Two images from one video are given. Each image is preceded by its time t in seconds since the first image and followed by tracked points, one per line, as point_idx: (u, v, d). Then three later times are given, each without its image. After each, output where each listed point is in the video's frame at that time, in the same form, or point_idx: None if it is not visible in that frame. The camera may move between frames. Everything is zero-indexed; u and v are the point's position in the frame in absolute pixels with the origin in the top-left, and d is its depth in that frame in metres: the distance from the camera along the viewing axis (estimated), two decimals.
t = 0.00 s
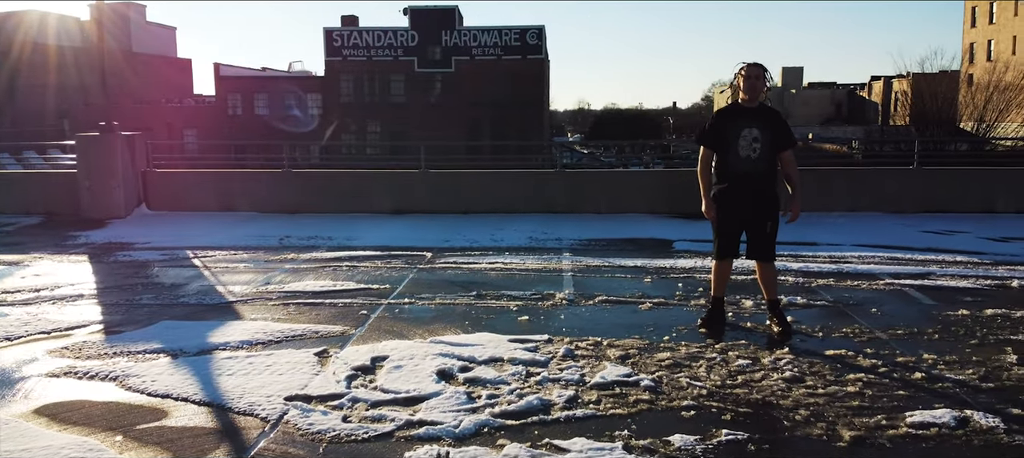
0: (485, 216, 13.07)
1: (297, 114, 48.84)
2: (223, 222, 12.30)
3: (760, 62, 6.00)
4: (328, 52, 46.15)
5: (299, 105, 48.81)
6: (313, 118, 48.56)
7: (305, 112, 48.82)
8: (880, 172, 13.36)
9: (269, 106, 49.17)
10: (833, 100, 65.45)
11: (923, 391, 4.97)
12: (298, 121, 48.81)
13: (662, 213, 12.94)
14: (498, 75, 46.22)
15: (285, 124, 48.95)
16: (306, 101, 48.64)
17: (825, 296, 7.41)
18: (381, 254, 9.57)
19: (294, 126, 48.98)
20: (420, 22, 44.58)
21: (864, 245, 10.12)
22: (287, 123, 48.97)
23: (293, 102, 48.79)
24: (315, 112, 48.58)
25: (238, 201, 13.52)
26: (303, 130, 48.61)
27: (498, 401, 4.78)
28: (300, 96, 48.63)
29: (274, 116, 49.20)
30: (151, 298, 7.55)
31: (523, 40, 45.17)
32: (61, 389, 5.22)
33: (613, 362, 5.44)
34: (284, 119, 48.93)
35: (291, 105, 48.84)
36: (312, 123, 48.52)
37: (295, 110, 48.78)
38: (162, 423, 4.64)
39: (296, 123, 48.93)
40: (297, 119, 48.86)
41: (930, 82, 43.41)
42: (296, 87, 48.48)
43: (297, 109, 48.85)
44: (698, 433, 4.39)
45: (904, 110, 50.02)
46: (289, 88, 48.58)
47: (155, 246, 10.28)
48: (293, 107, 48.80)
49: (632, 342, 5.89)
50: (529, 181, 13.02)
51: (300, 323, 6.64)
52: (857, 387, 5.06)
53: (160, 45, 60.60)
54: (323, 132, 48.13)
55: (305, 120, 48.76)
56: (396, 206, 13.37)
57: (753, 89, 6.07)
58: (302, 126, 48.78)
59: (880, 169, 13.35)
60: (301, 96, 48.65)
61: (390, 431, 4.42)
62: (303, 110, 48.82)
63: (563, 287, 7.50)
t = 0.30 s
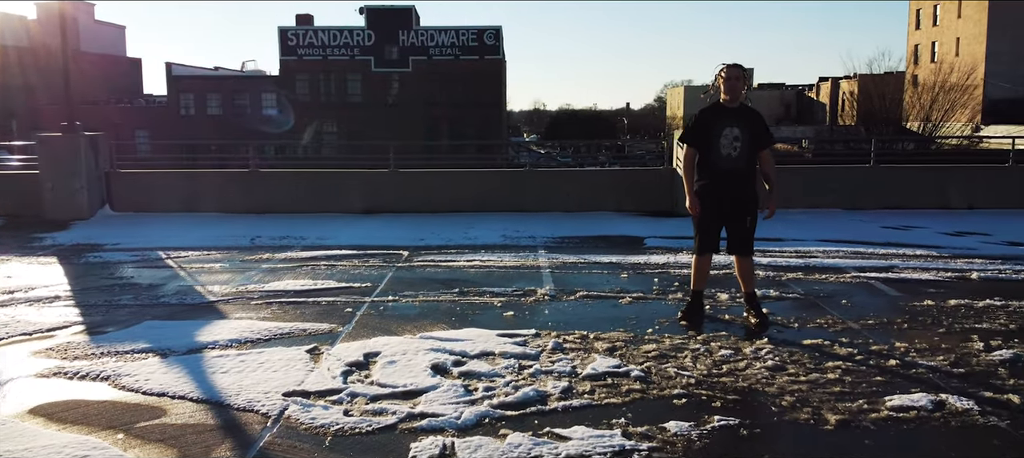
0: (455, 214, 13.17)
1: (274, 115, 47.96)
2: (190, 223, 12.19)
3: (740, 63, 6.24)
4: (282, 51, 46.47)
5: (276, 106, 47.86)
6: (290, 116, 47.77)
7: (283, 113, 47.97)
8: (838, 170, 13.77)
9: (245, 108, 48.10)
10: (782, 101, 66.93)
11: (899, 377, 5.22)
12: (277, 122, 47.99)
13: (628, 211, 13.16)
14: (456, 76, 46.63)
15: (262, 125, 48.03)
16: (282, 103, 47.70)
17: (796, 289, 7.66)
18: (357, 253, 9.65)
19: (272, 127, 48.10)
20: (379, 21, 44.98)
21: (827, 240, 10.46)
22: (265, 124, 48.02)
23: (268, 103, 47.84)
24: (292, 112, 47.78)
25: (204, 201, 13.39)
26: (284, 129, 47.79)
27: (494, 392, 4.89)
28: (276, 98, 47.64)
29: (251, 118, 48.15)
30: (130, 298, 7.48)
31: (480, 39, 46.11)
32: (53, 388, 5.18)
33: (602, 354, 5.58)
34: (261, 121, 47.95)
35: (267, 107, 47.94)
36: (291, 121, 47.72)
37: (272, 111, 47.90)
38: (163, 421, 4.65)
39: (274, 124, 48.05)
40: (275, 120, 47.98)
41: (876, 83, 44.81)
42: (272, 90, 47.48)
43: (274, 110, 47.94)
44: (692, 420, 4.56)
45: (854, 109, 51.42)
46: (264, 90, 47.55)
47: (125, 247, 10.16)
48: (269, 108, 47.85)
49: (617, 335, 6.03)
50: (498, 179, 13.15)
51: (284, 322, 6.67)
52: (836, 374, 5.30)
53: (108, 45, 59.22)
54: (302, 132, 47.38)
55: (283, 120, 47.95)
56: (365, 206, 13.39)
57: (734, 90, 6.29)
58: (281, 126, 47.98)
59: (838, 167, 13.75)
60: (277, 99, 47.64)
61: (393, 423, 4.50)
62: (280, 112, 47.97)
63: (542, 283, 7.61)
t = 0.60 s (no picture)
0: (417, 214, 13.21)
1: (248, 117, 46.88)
2: (148, 224, 12.01)
3: (708, 64, 6.43)
4: (227, 50, 45.89)
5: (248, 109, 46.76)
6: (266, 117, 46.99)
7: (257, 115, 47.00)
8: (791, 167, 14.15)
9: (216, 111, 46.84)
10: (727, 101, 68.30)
11: (865, 365, 5.46)
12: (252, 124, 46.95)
13: (588, 209, 13.36)
14: (406, 76, 46.53)
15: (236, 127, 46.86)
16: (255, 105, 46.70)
17: (758, 282, 7.91)
18: (324, 252, 9.67)
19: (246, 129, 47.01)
20: (326, 20, 44.80)
21: (783, 235, 10.78)
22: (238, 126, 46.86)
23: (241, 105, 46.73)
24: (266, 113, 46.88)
25: (160, 203, 13.18)
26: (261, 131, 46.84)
27: (481, 386, 4.99)
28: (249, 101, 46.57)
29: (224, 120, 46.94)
30: (99, 300, 7.38)
31: (431, 40, 46.09)
32: (34, 389, 5.11)
33: (582, 347, 5.71)
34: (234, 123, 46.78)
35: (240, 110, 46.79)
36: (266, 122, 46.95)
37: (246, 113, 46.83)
38: (152, 420, 4.64)
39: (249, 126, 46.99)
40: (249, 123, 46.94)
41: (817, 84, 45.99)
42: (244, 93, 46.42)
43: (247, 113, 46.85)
44: (675, 407, 4.71)
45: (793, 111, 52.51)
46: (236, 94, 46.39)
47: (85, 249, 9.98)
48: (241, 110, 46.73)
49: (594, 328, 6.17)
50: (459, 178, 13.22)
51: (260, 321, 6.67)
52: (806, 362, 5.52)
53: (45, 44, 57.59)
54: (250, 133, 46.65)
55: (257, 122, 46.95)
56: (326, 206, 13.34)
57: (701, 91, 6.49)
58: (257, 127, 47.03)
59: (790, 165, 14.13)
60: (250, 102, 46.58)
61: (384, 418, 4.58)
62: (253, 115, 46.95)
63: (514, 280, 7.74)
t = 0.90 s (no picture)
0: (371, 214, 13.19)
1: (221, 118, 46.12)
2: (97, 226, 11.75)
3: (668, 66, 6.57)
4: (164, 48, 44.74)
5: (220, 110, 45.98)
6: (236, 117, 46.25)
7: (229, 116, 46.23)
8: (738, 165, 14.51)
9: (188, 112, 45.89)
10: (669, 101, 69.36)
11: (825, 353, 5.71)
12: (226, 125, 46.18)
13: (543, 208, 13.52)
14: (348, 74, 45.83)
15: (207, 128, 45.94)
16: (227, 106, 45.90)
17: (716, 276, 8.16)
18: (283, 253, 9.61)
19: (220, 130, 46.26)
20: (265, 20, 44.18)
21: (734, 231, 11.09)
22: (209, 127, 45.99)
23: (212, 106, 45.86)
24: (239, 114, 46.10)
25: (108, 205, 12.91)
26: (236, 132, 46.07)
27: (460, 381, 5.08)
28: (220, 102, 45.78)
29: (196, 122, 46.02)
30: (58, 303, 7.22)
31: (374, 38, 45.62)
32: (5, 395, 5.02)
33: (555, 342, 5.85)
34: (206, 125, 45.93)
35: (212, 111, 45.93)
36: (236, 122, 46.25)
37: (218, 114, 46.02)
38: (132, 422, 4.61)
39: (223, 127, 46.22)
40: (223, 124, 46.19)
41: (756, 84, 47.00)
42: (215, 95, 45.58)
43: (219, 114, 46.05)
44: (651, 396, 4.86)
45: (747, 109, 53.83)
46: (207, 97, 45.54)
47: (34, 253, 9.73)
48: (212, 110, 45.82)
49: (564, 323, 6.31)
50: (414, 178, 13.24)
51: (228, 322, 6.63)
52: (770, 351, 5.73)
53: None
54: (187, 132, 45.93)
55: (230, 124, 46.21)
56: (280, 206, 13.22)
57: (662, 91, 6.62)
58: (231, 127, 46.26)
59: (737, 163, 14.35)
60: (221, 103, 45.82)
61: (368, 415, 4.62)
62: (225, 116, 46.19)
63: (480, 278, 7.86)
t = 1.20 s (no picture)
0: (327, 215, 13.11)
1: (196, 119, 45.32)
2: (46, 229, 11.47)
3: (631, 68, 6.69)
4: (101, 46, 43.74)
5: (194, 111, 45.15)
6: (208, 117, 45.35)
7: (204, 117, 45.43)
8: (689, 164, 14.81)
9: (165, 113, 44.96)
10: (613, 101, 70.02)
11: (788, 343, 5.93)
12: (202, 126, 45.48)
13: (501, 207, 13.62)
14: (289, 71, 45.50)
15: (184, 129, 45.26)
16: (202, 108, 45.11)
17: (676, 272, 8.35)
18: (243, 253, 9.51)
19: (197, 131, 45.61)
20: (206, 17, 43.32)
21: (688, 228, 11.34)
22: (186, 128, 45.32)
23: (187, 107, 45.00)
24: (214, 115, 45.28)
25: (56, 207, 12.62)
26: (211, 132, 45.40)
27: (439, 378, 5.15)
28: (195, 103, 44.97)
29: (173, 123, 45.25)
30: (17, 308, 7.06)
31: (317, 37, 45.44)
32: None
33: (528, 338, 5.96)
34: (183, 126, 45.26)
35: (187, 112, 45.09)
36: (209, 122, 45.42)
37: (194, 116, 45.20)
38: (111, 425, 4.58)
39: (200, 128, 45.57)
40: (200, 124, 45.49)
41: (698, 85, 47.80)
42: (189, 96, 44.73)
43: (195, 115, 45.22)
44: (626, 388, 4.99)
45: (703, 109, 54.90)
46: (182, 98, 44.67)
47: None
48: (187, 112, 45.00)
49: (535, 320, 6.43)
50: (371, 178, 13.22)
51: (197, 324, 6.58)
52: (736, 343, 5.90)
53: None
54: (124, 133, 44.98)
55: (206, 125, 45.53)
56: (234, 207, 13.04)
57: (625, 92, 6.74)
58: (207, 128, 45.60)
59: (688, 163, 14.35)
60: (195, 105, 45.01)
61: (351, 412, 4.66)
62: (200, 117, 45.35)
63: (446, 277, 7.95)
